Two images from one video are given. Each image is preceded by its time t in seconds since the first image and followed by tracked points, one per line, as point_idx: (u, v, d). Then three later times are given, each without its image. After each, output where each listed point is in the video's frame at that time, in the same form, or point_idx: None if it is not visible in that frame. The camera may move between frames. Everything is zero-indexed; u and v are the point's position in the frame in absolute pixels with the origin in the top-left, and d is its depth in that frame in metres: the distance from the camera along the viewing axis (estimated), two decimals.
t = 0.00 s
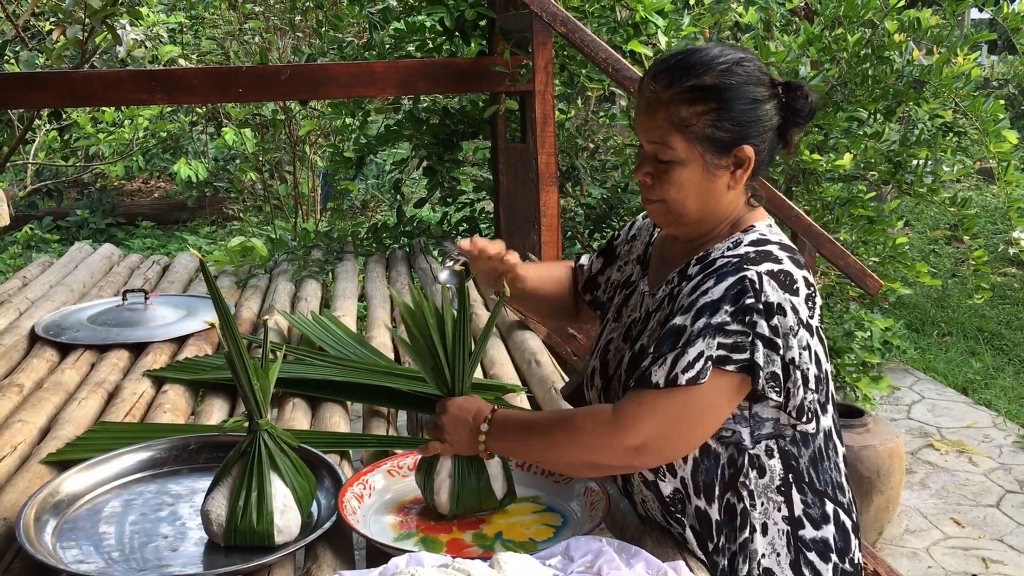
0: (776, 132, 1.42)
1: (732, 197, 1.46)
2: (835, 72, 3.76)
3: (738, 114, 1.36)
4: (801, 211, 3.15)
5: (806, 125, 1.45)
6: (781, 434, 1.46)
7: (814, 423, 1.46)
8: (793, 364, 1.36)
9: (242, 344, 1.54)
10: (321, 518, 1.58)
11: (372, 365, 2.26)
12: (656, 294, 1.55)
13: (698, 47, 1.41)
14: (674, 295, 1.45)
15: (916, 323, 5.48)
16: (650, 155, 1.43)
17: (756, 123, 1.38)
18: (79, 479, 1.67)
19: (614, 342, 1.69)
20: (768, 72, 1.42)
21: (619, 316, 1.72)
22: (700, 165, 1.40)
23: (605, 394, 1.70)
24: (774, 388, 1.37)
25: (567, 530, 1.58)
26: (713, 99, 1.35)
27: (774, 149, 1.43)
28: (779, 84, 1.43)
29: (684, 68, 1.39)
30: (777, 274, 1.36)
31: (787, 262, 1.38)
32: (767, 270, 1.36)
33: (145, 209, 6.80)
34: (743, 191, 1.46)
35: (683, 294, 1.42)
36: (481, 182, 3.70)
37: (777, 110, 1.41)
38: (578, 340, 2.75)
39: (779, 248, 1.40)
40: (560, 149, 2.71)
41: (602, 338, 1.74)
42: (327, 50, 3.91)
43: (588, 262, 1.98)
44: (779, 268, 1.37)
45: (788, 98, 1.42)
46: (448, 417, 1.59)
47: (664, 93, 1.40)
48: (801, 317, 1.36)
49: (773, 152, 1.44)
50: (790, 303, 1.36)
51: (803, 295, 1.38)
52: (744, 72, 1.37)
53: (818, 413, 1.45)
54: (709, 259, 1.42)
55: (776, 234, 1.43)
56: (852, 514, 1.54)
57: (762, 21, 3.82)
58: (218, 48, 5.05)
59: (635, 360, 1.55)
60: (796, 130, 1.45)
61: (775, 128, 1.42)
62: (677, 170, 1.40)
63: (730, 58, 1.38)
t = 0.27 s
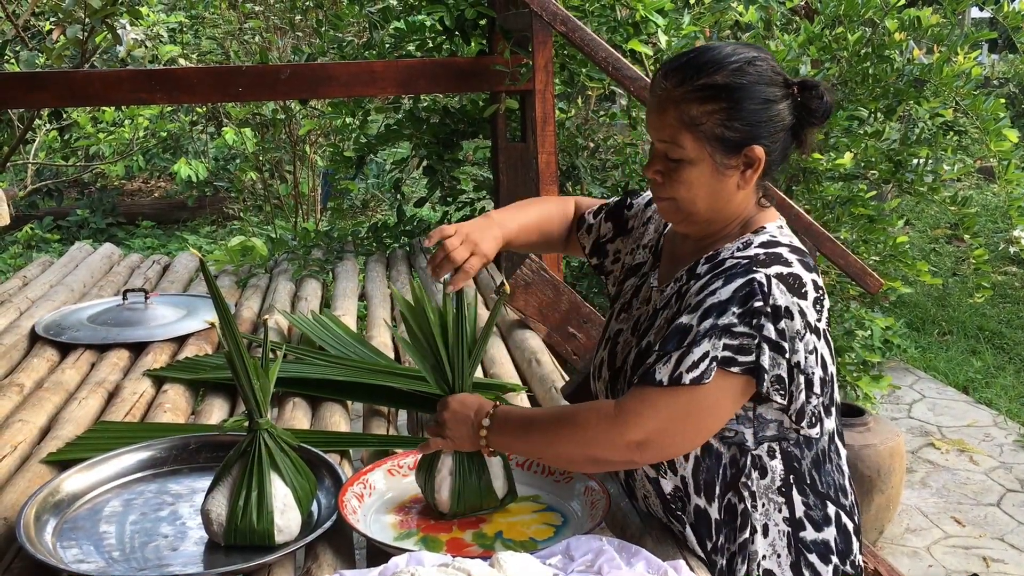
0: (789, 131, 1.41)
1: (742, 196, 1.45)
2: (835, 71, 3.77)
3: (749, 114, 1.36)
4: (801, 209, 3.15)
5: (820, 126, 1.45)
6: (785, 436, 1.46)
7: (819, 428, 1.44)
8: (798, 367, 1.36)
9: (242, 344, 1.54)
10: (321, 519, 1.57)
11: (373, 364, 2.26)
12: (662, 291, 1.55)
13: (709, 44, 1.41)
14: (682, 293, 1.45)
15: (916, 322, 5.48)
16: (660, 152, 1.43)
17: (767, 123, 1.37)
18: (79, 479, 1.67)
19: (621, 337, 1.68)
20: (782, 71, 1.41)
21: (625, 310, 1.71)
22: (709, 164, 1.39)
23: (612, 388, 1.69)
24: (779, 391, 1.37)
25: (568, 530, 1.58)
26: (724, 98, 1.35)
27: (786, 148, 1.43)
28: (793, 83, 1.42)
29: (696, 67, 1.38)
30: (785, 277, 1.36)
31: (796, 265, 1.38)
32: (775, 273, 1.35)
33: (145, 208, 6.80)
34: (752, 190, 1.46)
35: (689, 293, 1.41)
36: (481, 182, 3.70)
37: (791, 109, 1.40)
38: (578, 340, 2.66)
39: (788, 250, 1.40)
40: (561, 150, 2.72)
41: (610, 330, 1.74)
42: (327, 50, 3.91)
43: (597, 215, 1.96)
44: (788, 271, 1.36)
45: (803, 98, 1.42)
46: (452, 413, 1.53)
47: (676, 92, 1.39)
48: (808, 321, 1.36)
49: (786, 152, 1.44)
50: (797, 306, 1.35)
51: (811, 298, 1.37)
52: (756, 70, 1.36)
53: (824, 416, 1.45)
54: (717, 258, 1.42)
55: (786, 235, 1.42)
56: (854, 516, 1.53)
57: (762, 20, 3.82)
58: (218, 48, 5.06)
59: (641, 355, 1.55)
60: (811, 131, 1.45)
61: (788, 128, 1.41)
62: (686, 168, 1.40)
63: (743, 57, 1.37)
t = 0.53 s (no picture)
0: (787, 130, 1.41)
1: (741, 197, 1.45)
2: (835, 71, 3.76)
3: (747, 114, 1.36)
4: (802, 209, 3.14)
5: (819, 126, 1.44)
6: (787, 436, 1.45)
7: (820, 426, 1.43)
8: (802, 369, 1.36)
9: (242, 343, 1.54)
10: (321, 519, 1.57)
11: (373, 364, 2.26)
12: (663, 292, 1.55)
13: (707, 44, 1.40)
14: (683, 294, 1.45)
15: (917, 322, 5.48)
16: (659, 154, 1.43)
17: (765, 123, 1.37)
18: (80, 479, 1.67)
19: (623, 338, 1.67)
20: (780, 71, 1.41)
21: (625, 309, 1.71)
22: (708, 164, 1.39)
23: (612, 388, 1.69)
24: (782, 392, 1.36)
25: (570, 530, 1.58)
26: (722, 98, 1.35)
27: (784, 147, 1.42)
28: (791, 83, 1.42)
29: (694, 68, 1.38)
30: (788, 278, 1.35)
31: (798, 265, 1.38)
32: (778, 274, 1.35)
33: (145, 209, 6.80)
34: (751, 191, 1.45)
35: (693, 291, 1.41)
36: (482, 182, 3.70)
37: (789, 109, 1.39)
38: (578, 340, 2.65)
39: (790, 249, 1.40)
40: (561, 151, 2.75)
41: (609, 330, 1.74)
42: (326, 50, 3.90)
43: (590, 203, 1.96)
44: (791, 271, 1.36)
45: (801, 99, 1.42)
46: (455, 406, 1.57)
47: (674, 92, 1.39)
48: (811, 320, 1.36)
49: (785, 151, 1.43)
50: (800, 306, 1.35)
51: (812, 298, 1.37)
52: (753, 71, 1.36)
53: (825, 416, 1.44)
54: (719, 258, 1.41)
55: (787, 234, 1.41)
56: (855, 515, 1.54)
57: (762, 19, 3.82)
58: (218, 48, 5.06)
59: (642, 357, 1.55)
60: (809, 130, 1.44)
61: (787, 127, 1.40)
62: (685, 169, 1.40)
63: (740, 58, 1.37)
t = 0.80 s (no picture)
0: (780, 131, 1.41)
1: (736, 200, 1.45)
2: (835, 72, 3.77)
3: (738, 115, 1.35)
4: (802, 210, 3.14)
5: (813, 126, 1.44)
6: (791, 438, 1.45)
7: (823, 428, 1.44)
8: (808, 372, 1.36)
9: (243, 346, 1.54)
10: (323, 521, 1.57)
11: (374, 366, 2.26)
12: (661, 299, 1.54)
13: (697, 48, 1.41)
14: (686, 301, 1.44)
15: (917, 323, 5.47)
16: (651, 158, 1.43)
17: (757, 124, 1.37)
18: (80, 482, 1.67)
19: (619, 344, 1.67)
20: (771, 72, 1.41)
21: (623, 313, 1.70)
22: (700, 166, 1.39)
23: (610, 397, 1.69)
24: (788, 396, 1.37)
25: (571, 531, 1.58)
26: (711, 100, 1.35)
27: (778, 148, 1.42)
28: (783, 85, 1.42)
29: (683, 70, 1.38)
30: (791, 282, 1.36)
31: (798, 268, 1.38)
32: (781, 278, 1.36)
33: (145, 210, 6.81)
34: (744, 193, 1.45)
35: (696, 300, 1.41)
36: (482, 183, 3.70)
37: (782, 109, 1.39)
38: (578, 341, 2.66)
39: (789, 253, 1.41)
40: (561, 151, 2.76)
41: (604, 337, 1.73)
42: (326, 51, 3.90)
43: (574, 219, 1.92)
44: (792, 274, 1.37)
45: (794, 99, 1.42)
46: (469, 411, 1.53)
47: (664, 95, 1.39)
48: (814, 323, 1.36)
49: (779, 153, 1.43)
50: (804, 309, 1.36)
51: (814, 300, 1.38)
52: (739, 72, 1.36)
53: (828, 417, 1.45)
54: (719, 263, 1.41)
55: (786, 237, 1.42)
56: (853, 514, 1.54)
57: (762, 20, 3.82)
58: (218, 49, 5.06)
59: (644, 365, 1.54)
60: (803, 132, 1.44)
61: (778, 129, 1.40)
62: (676, 172, 1.40)
63: (729, 59, 1.37)
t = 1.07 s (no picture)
0: (773, 136, 1.41)
1: (729, 206, 1.45)
2: (835, 74, 3.77)
3: (730, 122, 1.36)
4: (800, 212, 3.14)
5: (806, 130, 1.45)
6: (784, 444, 1.45)
7: (816, 433, 1.44)
8: (797, 375, 1.36)
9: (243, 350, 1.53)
10: (323, 525, 1.57)
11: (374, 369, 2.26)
12: (655, 304, 1.56)
13: (688, 54, 1.41)
14: (676, 305, 1.45)
15: (917, 325, 5.47)
16: (644, 168, 1.43)
17: (749, 130, 1.37)
18: (80, 485, 1.67)
19: (615, 349, 1.67)
20: (762, 78, 1.41)
21: (620, 317, 1.70)
22: (692, 175, 1.39)
23: (606, 403, 1.70)
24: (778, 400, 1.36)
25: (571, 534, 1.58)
26: (702, 107, 1.35)
27: (770, 153, 1.42)
28: (775, 89, 1.42)
29: (674, 77, 1.38)
30: (779, 285, 1.36)
31: (789, 272, 1.38)
32: (768, 282, 1.36)
33: (146, 213, 6.82)
34: (737, 199, 1.45)
35: (685, 305, 1.41)
36: (482, 186, 3.70)
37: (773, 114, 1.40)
38: (578, 343, 2.74)
39: (780, 256, 1.41)
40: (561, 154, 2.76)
41: (602, 342, 1.74)
42: (326, 54, 3.90)
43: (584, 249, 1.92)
44: (781, 278, 1.37)
45: (786, 104, 1.42)
46: (457, 426, 1.57)
47: (655, 104, 1.40)
48: (804, 327, 1.36)
49: (773, 157, 1.44)
50: (793, 313, 1.35)
51: (805, 304, 1.37)
52: (730, 80, 1.36)
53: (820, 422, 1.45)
54: (710, 267, 1.42)
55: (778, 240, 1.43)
56: (852, 519, 1.54)
57: (762, 22, 3.83)
58: (218, 52, 5.05)
59: (637, 370, 1.55)
60: (796, 136, 1.45)
61: (771, 134, 1.40)
62: (669, 180, 1.40)
63: (720, 66, 1.37)
